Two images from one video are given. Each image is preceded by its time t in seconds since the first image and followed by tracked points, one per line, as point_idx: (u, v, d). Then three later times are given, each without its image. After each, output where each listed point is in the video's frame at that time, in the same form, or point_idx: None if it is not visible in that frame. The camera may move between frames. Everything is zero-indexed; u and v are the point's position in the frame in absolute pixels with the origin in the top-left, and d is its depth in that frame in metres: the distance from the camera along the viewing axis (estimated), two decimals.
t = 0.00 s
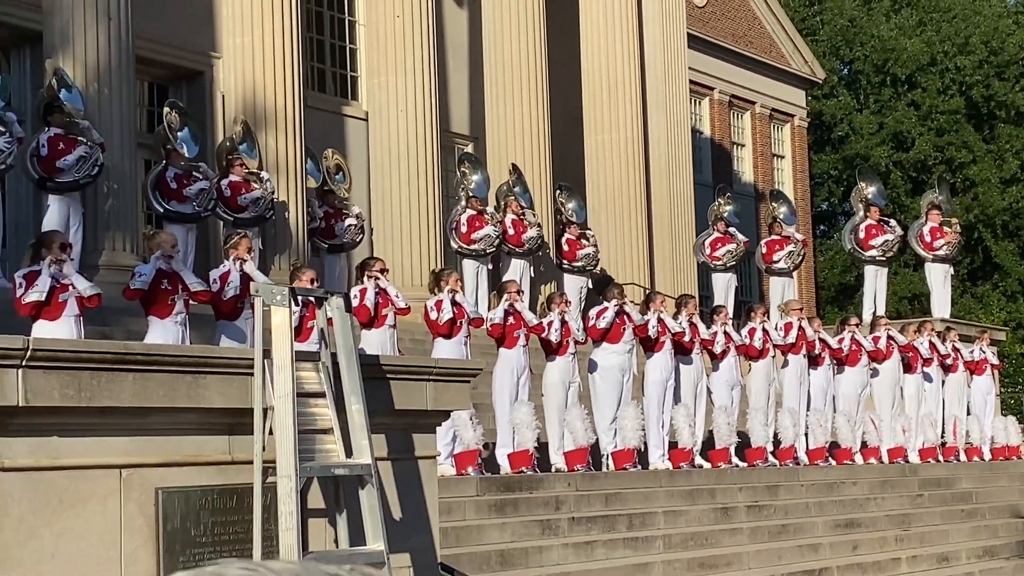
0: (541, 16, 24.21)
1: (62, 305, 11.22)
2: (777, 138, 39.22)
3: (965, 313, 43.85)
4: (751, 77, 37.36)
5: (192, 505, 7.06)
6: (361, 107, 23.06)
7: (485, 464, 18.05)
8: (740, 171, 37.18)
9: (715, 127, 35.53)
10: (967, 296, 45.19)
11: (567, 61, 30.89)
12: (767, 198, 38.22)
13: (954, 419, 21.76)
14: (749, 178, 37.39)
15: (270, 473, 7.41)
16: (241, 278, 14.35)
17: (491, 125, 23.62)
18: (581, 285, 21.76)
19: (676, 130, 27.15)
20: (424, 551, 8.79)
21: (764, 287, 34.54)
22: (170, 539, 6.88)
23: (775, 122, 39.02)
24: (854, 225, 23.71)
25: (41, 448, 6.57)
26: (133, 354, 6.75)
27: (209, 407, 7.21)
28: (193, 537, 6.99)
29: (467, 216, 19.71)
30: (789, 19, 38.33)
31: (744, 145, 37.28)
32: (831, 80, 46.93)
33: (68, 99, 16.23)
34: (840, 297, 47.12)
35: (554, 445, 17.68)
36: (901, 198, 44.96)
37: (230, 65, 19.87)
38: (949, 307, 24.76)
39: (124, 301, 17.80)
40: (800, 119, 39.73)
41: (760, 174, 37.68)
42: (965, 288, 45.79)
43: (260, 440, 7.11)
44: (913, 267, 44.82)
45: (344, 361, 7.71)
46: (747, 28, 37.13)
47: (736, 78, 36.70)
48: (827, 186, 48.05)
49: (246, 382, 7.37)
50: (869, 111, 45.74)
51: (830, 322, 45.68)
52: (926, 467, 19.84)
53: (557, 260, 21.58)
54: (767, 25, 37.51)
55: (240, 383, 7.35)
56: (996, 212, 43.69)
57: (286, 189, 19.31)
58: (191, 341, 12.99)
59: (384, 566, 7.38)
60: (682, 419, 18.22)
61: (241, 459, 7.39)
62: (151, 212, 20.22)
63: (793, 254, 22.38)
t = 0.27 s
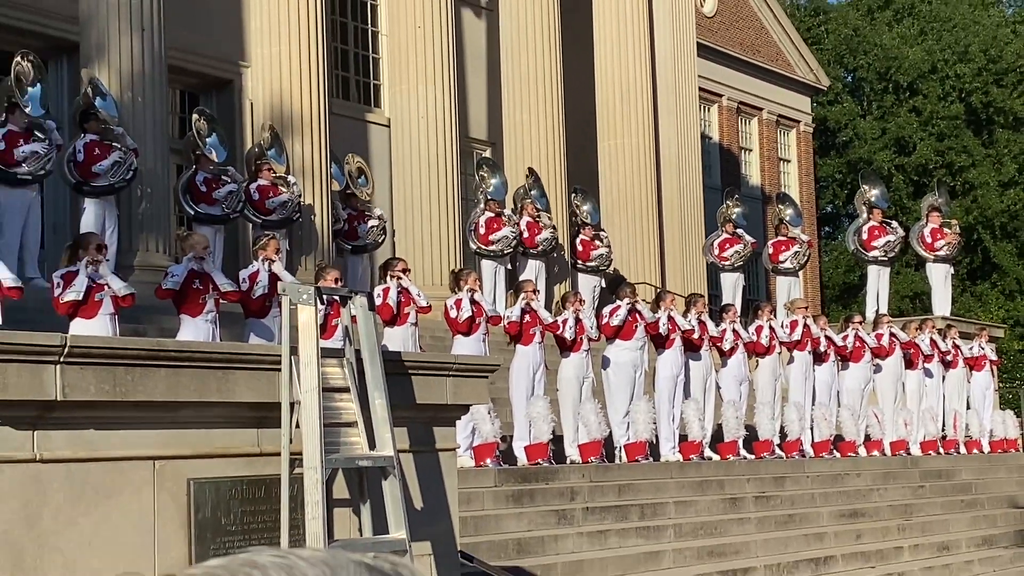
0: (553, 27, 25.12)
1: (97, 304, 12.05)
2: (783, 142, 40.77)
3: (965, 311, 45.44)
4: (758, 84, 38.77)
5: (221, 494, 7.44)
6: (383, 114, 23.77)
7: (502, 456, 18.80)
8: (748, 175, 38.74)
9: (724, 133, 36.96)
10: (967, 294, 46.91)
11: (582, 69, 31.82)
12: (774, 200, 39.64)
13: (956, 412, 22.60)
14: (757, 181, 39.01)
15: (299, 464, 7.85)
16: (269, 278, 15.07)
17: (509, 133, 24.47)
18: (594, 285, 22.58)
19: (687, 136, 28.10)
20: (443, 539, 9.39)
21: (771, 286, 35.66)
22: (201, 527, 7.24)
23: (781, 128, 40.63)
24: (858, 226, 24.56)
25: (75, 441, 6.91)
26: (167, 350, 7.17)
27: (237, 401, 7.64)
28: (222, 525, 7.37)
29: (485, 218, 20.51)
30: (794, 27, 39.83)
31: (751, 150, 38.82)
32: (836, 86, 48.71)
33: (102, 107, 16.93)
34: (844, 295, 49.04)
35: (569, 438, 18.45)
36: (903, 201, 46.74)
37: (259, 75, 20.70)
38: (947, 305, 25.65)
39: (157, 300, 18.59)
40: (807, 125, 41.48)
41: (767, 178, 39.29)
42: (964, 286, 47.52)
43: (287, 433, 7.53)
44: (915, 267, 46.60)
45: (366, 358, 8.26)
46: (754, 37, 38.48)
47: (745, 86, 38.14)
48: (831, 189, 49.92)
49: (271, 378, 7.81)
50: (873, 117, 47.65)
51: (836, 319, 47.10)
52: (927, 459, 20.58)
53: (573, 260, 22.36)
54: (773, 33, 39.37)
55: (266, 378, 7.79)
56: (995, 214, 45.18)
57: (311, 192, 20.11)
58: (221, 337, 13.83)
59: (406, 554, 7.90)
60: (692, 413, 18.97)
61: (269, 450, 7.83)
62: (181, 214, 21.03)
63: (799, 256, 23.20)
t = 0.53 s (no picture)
0: (569, 29, 25.52)
1: (123, 303, 12.53)
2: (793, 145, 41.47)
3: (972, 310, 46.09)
4: (768, 88, 39.36)
5: (244, 489, 7.46)
6: (402, 118, 24.32)
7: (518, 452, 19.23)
8: (759, 177, 39.23)
9: (735, 136, 37.62)
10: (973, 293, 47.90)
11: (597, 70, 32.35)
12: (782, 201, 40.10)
13: (963, 409, 23.14)
14: (767, 183, 39.52)
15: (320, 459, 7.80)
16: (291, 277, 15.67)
17: (527, 137, 25.01)
18: (607, 284, 23.08)
19: (700, 141, 28.63)
20: (459, 531, 9.25)
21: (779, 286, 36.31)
22: (225, 520, 7.30)
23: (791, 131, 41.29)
24: (866, 228, 25.19)
25: (102, 436, 6.92)
26: (191, 348, 7.18)
27: (260, 397, 7.63)
28: (245, 519, 7.43)
29: (501, 219, 20.95)
30: (803, 31, 40.41)
31: (761, 152, 39.34)
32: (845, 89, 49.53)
33: (126, 112, 17.57)
34: (853, 295, 49.78)
35: (584, 434, 18.90)
36: (911, 203, 47.65)
37: (281, 79, 21.19)
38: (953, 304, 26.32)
39: (181, 299, 19.08)
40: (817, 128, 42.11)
41: (777, 180, 39.87)
42: (971, 286, 48.31)
43: (309, 428, 7.48)
44: (922, 267, 47.39)
45: (387, 358, 8.24)
46: (764, 43, 39.00)
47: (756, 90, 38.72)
48: (840, 191, 50.74)
49: (295, 375, 7.79)
50: (881, 120, 48.38)
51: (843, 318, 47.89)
52: (934, 455, 21.02)
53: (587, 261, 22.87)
54: (784, 39, 40.02)
55: (290, 375, 7.77)
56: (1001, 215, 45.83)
57: (331, 195, 20.61)
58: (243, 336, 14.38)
59: (425, 548, 7.83)
60: (704, 411, 19.40)
61: (291, 445, 7.81)
62: (204, 216, 21.58)
63: (807, 256, 23.77)
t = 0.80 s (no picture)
0: (584, 35, 25.92)
1: (145, 303, 12.88)
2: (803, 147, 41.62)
3: (980, 311, 46.66)
4: (779, 91, 39.73)
5: (264, 486, 7.65)
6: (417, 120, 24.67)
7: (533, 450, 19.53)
8: (769, 178, 39.47)
9: (746, 139, 37.99)
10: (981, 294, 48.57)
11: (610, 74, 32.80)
12: (792, 201, 40.12)
13: (973, 407, 23.52)
14: (778, 185, 39.78)
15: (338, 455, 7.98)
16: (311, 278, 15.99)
17: (540, 141, 25.52)
18: (622, 285, 23.42)
19: (713, 146, 29.04)
20: (476, 529, 9.27)
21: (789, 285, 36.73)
22: (245, 516, 7.48)
23: (802, 134, 41.55)
24: (876, 228, 25.79)
25: (125, 433, 7.12)
26: (212, 348, 7.40)
27: (278, 397, 7.86)
28: (265, 515, 7.60)
29: (517, 220, 21.26)
30: (814, 37, 40.81)
31: (772, 155, 39.66)
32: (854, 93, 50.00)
33: (147, 116, 17.81)
34: (862, 295, 50.37)
35: (597, 432, 19.22)
36: (920, 204, 48.33)
37: (300, 84, 21.59)
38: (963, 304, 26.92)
39: (202, 299, 19.44)
40: (825, 131, 42.29)
41: (788, 182, 40.09)
42: (979, 286, 48.92)
43: (326, 425, 7.57)
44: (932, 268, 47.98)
45: (403, 355, 8.18)
46: (774, 47, 39.38)
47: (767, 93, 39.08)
48: (850, 193, 51.35)
49: (312, 373, 8.02)
50: (890, 123, 49.00)
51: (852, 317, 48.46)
52: (944, 453, 21.33)
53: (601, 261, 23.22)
54: (794, 43, 40.24)
55: (307, 374, 8.01)
56: (1010, 216, 46.38)
57: (349, 197, 20.98)
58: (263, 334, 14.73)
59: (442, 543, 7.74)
60: (716, 409, 19.70)
61: (309, 442, 8.02)
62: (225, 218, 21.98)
63: (818, 256, 24.22)
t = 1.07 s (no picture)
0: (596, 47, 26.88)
1: (173, 303, 13.74)
2: (805, 153, 42.55)
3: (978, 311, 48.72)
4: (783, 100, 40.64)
5: (287, 478, 7.54)
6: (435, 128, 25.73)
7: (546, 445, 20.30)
8: (773, 184, 40.35)
9: (750, 145, 38.82)
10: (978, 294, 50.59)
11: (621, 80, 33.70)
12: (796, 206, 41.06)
13: (969, 403, 24.50)
14: (781, 190, 40.67)
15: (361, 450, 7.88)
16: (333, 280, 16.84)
17: (554, 147, 26.37)
18: (631, 285, 24.31)
19: (719, 153, 30.08)
20: (491, 521, 9.49)
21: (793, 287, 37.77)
22: (270, 508, 7.35)
23: (804, 140, 42.44)
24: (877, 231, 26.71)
25: (156, 428, 6.94)
26: (239, 345, 7.23)
27: (301, 393, 7.68)
28: (289, 507, 7.50)
29: (529, 223, 22.08)
30: (816, 47, 41.68)
31: (776, 161, 40.53)
32: (855, 101, 51.88)
33: (176, 124, 18.61)
34: (863, 295, 52.17)
35: (608, 428, 19.99)
36: (919, 208, 50.30)
37: (323, 92, 22.48)
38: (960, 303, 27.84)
39: (227, 300, 20.28)
40: (827, 138, 43.30)
41: (791, 187, 41.00)
42: (976, 287, 50.76)
43: (350, 421, 7.66)
44: (930, 269, 49.85)
45: (423, 356, 8.39)
46: (779, 57, 40.22)
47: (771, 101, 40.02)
48: (851, 198, 52.86)
49: (334, 370, 7.89)
50: (890, 130, 50.97)
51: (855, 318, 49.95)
52: (942, 448, 22.19)
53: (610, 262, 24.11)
54: (796, 53, 41.19)
55: (329, 370, 7.87)
56: (1006, 220, 48.62)
57: (369, 201, 21.85)
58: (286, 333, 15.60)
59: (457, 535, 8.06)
60: (722, 405, 20.44)
61: (330, 438, 7.92)
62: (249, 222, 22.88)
63: (820, 258, 25.20)
